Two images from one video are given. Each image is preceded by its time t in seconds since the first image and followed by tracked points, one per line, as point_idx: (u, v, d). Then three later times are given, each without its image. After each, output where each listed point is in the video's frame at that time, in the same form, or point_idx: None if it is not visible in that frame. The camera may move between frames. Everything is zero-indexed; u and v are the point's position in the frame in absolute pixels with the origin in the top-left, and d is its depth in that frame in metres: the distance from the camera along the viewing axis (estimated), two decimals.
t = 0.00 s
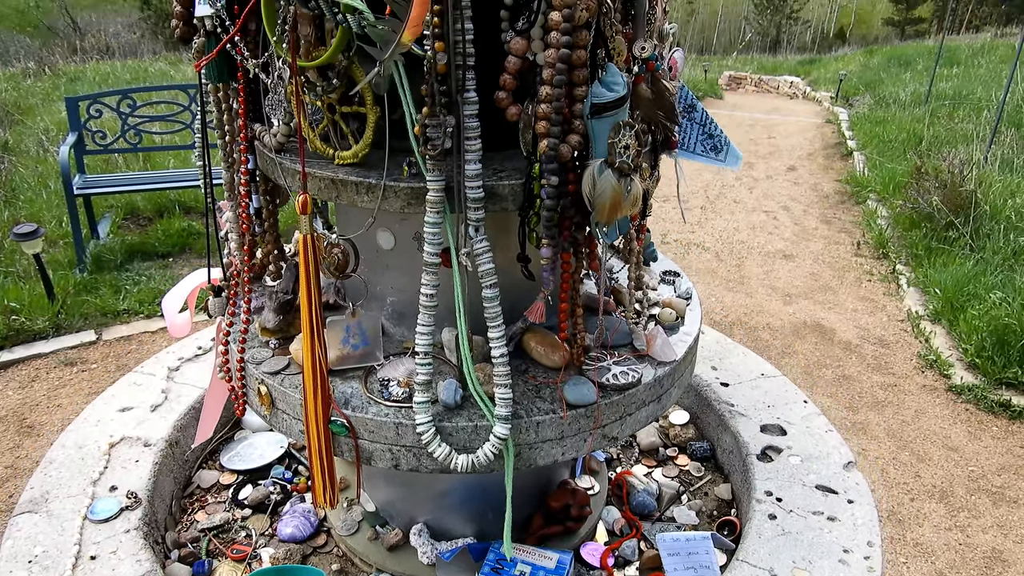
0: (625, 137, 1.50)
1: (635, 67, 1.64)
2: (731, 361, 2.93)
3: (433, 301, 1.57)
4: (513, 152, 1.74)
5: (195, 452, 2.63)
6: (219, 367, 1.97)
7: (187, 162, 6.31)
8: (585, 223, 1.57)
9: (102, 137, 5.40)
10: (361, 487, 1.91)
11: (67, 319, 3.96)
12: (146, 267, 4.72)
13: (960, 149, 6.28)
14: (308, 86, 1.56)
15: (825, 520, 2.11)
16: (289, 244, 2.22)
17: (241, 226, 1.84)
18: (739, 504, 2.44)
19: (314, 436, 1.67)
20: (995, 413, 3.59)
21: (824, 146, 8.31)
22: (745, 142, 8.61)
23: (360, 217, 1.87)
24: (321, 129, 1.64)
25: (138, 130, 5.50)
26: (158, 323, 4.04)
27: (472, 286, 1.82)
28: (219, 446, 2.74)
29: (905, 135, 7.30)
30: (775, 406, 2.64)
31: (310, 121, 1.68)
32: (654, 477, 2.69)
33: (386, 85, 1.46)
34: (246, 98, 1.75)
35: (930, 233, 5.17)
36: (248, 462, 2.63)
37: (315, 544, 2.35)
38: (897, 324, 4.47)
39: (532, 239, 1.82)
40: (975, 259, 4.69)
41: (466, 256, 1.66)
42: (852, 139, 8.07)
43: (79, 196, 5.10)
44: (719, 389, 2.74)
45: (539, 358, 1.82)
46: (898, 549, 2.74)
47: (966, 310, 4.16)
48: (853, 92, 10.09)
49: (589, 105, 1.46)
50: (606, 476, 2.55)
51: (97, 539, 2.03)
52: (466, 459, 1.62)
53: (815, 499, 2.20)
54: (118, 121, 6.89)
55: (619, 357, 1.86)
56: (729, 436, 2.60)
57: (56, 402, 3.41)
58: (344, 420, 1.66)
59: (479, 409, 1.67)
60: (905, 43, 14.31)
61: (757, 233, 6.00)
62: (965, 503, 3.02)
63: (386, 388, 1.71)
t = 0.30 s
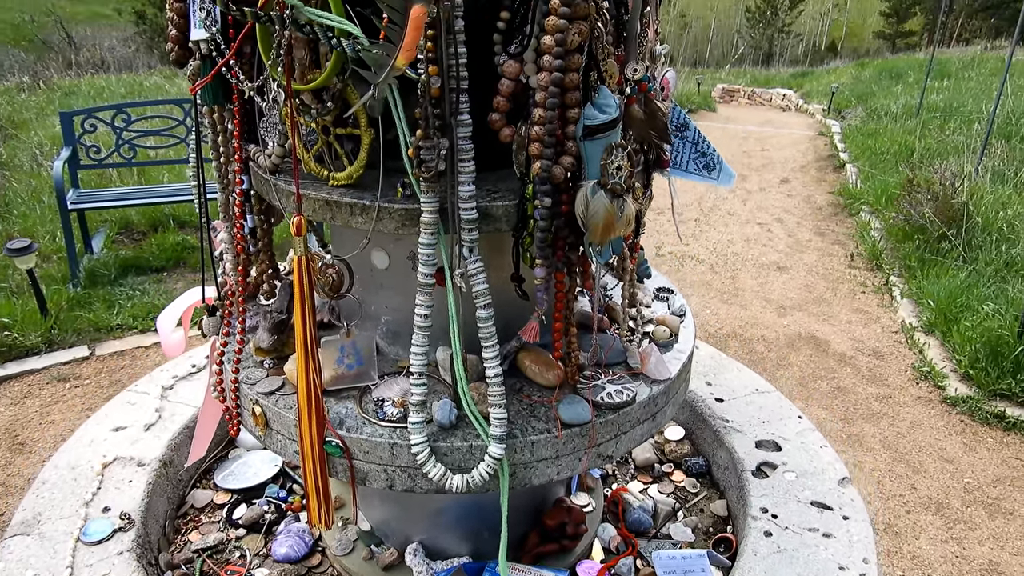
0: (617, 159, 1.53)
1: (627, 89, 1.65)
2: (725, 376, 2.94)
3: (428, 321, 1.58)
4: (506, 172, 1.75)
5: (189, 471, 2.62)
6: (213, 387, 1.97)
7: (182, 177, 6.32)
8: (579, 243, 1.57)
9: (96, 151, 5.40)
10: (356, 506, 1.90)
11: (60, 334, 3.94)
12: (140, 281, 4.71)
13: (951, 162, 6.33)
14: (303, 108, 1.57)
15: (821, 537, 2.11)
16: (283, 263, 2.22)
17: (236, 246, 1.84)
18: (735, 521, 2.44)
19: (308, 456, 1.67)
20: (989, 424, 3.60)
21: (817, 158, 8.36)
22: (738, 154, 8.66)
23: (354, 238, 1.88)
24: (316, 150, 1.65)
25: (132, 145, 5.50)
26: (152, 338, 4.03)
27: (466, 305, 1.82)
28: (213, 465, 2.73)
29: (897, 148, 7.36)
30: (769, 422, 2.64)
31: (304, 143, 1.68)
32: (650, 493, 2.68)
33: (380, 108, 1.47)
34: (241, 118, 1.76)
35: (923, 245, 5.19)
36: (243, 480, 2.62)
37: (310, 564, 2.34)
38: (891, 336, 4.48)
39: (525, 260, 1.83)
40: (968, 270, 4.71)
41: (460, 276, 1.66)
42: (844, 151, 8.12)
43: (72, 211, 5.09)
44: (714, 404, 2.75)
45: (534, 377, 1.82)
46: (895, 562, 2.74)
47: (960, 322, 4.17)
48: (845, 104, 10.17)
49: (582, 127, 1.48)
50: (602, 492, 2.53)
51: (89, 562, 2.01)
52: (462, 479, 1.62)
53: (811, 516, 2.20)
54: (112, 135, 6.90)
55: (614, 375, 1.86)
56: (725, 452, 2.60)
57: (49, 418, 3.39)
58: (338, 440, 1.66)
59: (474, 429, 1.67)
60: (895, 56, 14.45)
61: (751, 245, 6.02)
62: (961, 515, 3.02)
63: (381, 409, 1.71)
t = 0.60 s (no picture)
0: (610, 176, 1.53)
1: (619, 106, 1.66)
2: (720, 389, 2.93)
3: (422, 340, 1.57)
4: (500, 190, 1.76)
5: (182, 490, 2.60)
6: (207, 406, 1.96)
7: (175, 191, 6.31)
8: (572, 260, 1.58)
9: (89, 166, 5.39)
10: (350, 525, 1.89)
11: (52, 350, 3.92)
12: (133, 296, 4.70)
13: (942, 170, 6.36)
14: (295, 128, 1.57)
15: (818, 551, 2.11)
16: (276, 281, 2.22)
17: (229, 265, 1.84)
18: (731, 535, 2.43)
19: (302, 477, 1.66)
20: (984, 432, 3.60)
21: (808, 168, 8.41)
22: (730, 164, 8.71)
23: (347, 257, 1.87)
24: (308, 169, 1.65)
25: (125, 159, 5.49)
26: (145, 353, 4.02)
27: (460, 323, 1.82)
28: (207, 484, 2.71)
29: (888, 156, 7.41)
30: (765, 435, 2.64)
31: (297, 162, 1.69)
32: (646, 507, 2.68)
33: (372, 127, 1.47)
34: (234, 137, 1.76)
35: (915, 254, 5.22)
36: (236, 499, 2.60)
37: None
38: (884, 344, 4.49)
39: (519, 278, 1.83)
40: (960, 278, 4.73)
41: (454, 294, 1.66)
42: (836, 161, 8.17)
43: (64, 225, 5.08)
44: (709, 418, 2.75)
45: (529, 394, 1.82)
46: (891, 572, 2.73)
47: (953, 330, 4.18)
48: (836, 114, 10.24)
49: (574, 145, 1.48)
50: (598, 508, 2.52)
51: None
52: (457, 498, 1.61)
53: (807, 530, 2.19)
54: (106, 149, 6.90)
55: (608, 392, 1.86)
56: (721, 466, 2.59)
57: (40, 435, 3.36)
58: (332, 460, 1.65)
59: (469, 447, 1.66)
60: (885, 66, 14.57)
61: (744, 255, 6.04)
62: (957, 523, 3.02)
63: (376, 428, 1.70)
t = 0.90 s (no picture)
0: (606, 190, 1.54)
1: (614, 120, 1.66)
2: (716, 401, 2.93)
3: (418, 354, 1.57)
4: (495, 203, 1.76)
5: (176, 505, 2.58)
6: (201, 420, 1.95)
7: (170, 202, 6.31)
8: (568, 274, 1.58)
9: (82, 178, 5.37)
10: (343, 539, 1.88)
11: (45, 362, 3.90)
12: (126, 307, 4.68)
13: (934, 180, 6.40)
14: (290, 142, 1.57)
15: (815, 564, 2.10)
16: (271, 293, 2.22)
17: (223, 278, 1.84)
18: (728, 547, 2.43)
19: (298, 492, 1.64)
20: (979, 441, 3.61)
21: (802, 177, 8.45)
22: (724, 174, 8.75)
23: (343, 271, 1.87)
24: (304, 184, 1.65)
25: (119, 171, 5.48)
26: (138, 364, 4.00)
27: (455, 336, 1.82)
28: (201, 498, 2.70)
29: (880, 166, 7.45)
30: (761, 446, 2.64)
31: (292, 176, 1.69)
32: (643, 520, 2.68)
33: (368, 142, 1.47)
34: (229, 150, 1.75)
35: (909, 263, 5.24)
36: (230, 513, 2.58)
37: None
38: (879, 353, 4.51)
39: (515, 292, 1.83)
40: (953, 287, 4.74)
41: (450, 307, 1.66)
42: (829, 170, 8.22)
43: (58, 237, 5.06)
44: (705, 429, 2.74)
45: (525, 407, 1.81)
46: None
47: (947, 338, 4.19)
48: (829, 124, 10.30)
49: (570, 159, 1.47)
50: (595, 520, 2.50)
51: None
52: (453, 513, 1.60)
53: (804, 542, 2.19)
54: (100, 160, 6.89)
55: (605, 405, 1.85)
56: (717, 477, 2.59)
57: (33, 448, 3.34)
58: (328, 475, 1.64)
59: (465, 462, 1.65)
60: (876, 76, 14.67)
61: (738, 264, 6.06)
62: (953, 533, 3.01)
63: (372, 442, 1.70)
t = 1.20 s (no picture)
0: (600, 205, 1.52)
1: (608, 134, 1.66)
2: (712, 412, 2.93)
3: (413, 370, 1.56)
4: (490, 219, 1.76)
5: (170, 521, 2.56)
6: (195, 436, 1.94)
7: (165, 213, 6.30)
8: (563, 288, 1.58)
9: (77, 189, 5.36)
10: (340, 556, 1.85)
11: (38, 374, 3.88)
12: (121, 319, 4.66)
13: (928, 188, 6.42)
14: (285, 158, 1.57)
15: None
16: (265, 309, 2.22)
17: (218, 294, 1.83)
18: (725, 559, 2.42)
19: (292, 510, 1.63)
20: (975, 448, 3.61)
21: (796, 186, 8.49)
22: (719, 183, 8.78)
23: (338, 287, 1.87)
24: (298, 200, 1.65)
25: (113, 182, 5.47)
26: (133, 376, 3.98)
27: (451, 351, 1.82)
28: (195, 513, 2.68)
29: (874, 174, 7.48)
30: (757, 458, 2.63)
31: (287, 192, 1.68)
32: (640, 533, 2.67)
33: (363, 158, 1.47)
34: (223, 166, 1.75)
35: (903, 271, 5.25)
36: (225, 529, 2.57)
37: None
38: (874, 362, 4.51)
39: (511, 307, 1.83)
40: (947, 295, 4.75)
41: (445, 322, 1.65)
42: (822, 179, 8.25)
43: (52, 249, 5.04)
44: (701, 441, 2.74)
45: (521, 422, 1.81)
46: None
47: (941, 346, 4.20)
48: (822, 132, 10.36)
49: (564, 175, 1.48)
50: (591, 534, 2.49)
51: None
52: (449, 529, 1.59)
53: (801, 555, 2.18)
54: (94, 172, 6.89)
55: (601, 419, 1.85)
56: (714, 490, 2.58)
57: (26, 462, 3.31)
58: (323, 492, 1.63)
59: (461, 477, 1.65)
60: (869, 85, 14.76)
61: (733, 273, 6.07)
62: (950, 541, 3.01)
63: (367, 458, 1.69)
